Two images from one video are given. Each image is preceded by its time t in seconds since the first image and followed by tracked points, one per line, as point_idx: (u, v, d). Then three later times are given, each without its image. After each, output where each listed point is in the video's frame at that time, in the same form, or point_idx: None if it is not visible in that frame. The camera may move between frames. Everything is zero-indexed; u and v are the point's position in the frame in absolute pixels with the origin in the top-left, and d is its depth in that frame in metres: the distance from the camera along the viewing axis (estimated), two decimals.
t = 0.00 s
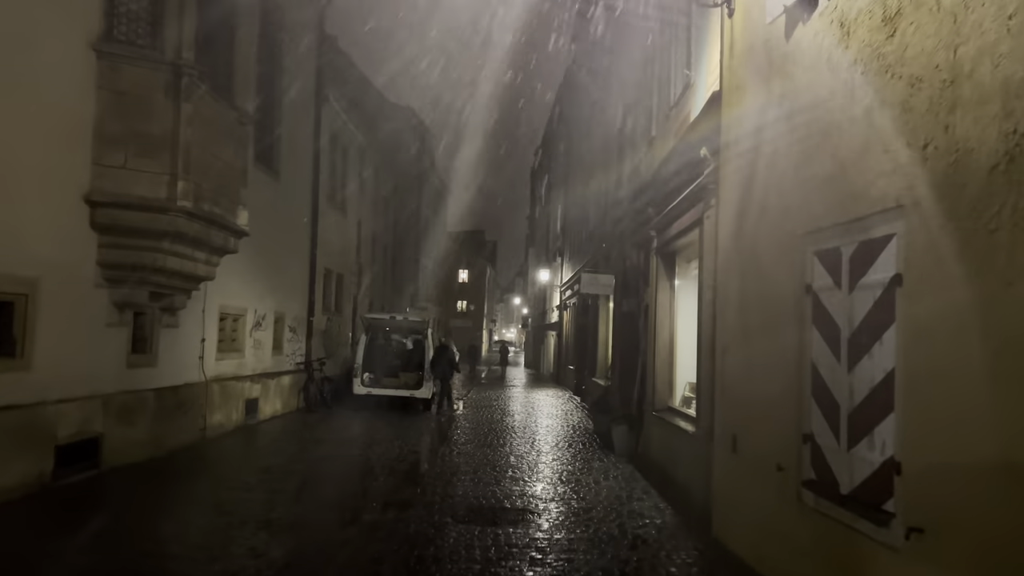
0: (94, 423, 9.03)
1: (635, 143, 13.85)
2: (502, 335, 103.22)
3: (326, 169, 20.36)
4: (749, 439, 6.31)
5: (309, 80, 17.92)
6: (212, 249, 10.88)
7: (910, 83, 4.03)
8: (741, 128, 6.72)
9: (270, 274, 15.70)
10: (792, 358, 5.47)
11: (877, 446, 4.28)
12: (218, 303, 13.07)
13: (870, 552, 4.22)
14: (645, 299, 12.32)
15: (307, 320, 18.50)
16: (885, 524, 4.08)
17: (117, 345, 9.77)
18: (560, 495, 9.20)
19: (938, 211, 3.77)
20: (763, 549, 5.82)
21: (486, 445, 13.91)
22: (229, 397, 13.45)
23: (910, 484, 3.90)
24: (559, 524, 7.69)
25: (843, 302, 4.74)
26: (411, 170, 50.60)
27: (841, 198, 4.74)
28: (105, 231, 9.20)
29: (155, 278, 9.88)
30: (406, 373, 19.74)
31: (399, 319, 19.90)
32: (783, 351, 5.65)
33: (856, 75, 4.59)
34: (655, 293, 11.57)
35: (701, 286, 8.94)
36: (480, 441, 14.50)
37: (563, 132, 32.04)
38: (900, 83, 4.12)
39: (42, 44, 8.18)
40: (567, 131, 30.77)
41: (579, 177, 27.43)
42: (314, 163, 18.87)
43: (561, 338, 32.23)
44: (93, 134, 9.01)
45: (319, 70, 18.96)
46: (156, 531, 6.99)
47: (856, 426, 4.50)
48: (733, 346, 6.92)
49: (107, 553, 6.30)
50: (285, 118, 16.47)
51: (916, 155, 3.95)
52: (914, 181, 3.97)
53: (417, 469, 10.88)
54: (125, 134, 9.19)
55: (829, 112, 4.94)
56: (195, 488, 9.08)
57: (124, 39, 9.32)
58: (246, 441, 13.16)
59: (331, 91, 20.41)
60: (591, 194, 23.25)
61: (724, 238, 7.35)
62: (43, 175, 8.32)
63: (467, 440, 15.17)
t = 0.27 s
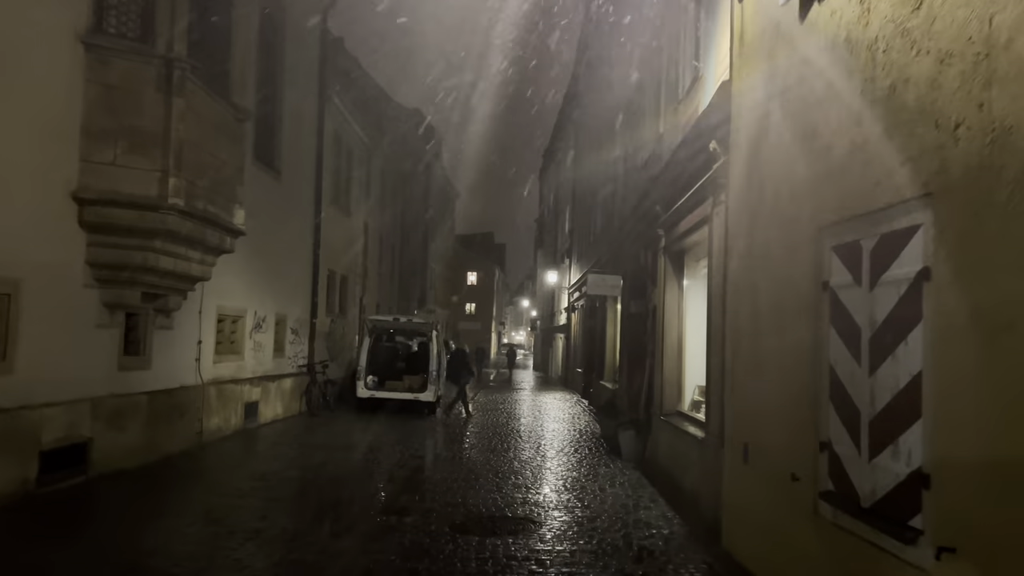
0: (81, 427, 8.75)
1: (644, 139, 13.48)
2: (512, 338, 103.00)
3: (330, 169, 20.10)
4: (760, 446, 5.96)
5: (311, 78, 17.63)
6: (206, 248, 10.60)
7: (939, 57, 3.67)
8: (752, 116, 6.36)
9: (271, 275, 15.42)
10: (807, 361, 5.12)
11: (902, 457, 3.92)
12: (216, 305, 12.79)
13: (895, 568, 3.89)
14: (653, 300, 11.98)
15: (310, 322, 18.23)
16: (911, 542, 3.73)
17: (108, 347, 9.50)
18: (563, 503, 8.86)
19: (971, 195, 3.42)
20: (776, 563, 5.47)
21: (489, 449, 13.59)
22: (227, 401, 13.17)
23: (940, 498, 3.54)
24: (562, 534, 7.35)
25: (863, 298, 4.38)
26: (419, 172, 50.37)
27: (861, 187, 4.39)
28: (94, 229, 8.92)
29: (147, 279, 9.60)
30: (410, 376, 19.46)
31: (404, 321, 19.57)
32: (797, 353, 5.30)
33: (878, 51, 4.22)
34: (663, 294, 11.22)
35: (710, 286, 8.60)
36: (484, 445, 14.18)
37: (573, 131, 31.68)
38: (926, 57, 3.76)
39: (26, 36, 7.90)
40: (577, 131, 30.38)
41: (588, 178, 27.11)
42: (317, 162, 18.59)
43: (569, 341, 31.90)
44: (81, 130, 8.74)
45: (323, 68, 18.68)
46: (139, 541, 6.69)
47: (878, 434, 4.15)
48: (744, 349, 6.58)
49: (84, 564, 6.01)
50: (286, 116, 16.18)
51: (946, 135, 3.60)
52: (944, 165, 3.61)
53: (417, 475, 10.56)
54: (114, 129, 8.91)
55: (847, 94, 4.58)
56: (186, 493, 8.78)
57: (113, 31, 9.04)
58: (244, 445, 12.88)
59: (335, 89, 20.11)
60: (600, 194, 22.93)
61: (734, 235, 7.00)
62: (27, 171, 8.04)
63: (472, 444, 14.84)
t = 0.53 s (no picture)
0: (67, 428, 8.44)
1: (654, 133, 13.10)
2: (520, 339, 102.65)
3: (334, 167, 19.80)
4: (775, 452, 5.59)
5: (313, 73, 17.32)
6: (201, 245, 10.29)
7: (979, 18, 3.29)
8: (766, 99, 5.99)
9: (271, 274, 15.10)
10: (826, 361, 4.74)
11: (935, 465, 3.54)
12: (213, 304, 12.48)
13: None
14: (661, 299, 11.61)
15: (313, 322, 17.92)
16: (946, 559, 3.36)
17: (97, 346, 9.19)
18: (568, 509, 8.49)
19: (1016, 172, 3.04)
20: None
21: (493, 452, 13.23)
22: (225, 402, 12.85)
23: (979, 511, 3.17)
24: (565, 543, 6.98)
25: (889, 291, 4.01)
26: (427, 173, 50.10)
27: (887, 169, 4.01)
28: (81, 224, 8.62)
29: (138, 276, 9.30)
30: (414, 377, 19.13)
31: (408, 321, 19.23)
32: (815, 351, 4.93)
33: (907, 19, 3.84)
34: (672, 292, 10.85)
35: (720, 283, 8.23)
36: (488, 448, 13.83)
37: (582, 130, 31.29)
38: (963, 20, 3.38)
39: (8, 23, 7.59)
40: (586, 129, 29.97)
41: (596, 177, 26.74)
42: (321, 159, 18.28)
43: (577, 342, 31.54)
44: (67, 122, 8.44)
45: (326, 63, 18.36)
46: (119, 549, 6.37)
47: (907, 438, 3.77)
48: (758, 348, 6.19)
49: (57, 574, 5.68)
50: (287, 112, 15.87)
51: (988, 106, 3.21)
52: (984, 139, 3.23)
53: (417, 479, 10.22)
54: (102, 120, 8.59)
55: (872, 69, 4.20)
56: (175, 498, 8.46)
57: (101, 19, 8.72)
58: (242, 447, 12.57)
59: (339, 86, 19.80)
60: (609, 192, 22.55)
61: (746, 227, 6.63)
62: (9, 163, 7.73)
63: (476, 447, 14.49)
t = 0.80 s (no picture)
0: (45, 433, 8.12)
1: (660, 127, 12.69)
2: (530, 341, 102.22)
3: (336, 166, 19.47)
4: (784, 464, 5.17)
5: (313, 70, 16.99)
6: (188, 243, 9.95)
7: None
8: (773, 84, 5.58)
9: (267, 274, 14.76)
10: (839, 366, 4.32)
11: (962, 484, 3.13)
12: (205, 304, 12.15)
13: None
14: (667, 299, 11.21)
15: (313, 324, 17.57)
16: None
17: (77, 349, 8.86)
18: (567, 519, 8.09)
19: None
20: None
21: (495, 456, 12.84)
22: (218, 406, 12.51)
23: (1015, 538, 2.76)
24: (561, 558, 6.57)
25: (908, 286, 3.60)
26: (435, 173, 49.79)
27: (907, 150, 3.59)
28: (58, 220, 8.29)
29: (121, 275, 8.96)
30: (416, 380, 18.76)
31: (410, 323, 18.85)
32: (827, 354, 4.51)
33: None
34: (678, 290, 10.43)
35: (726, 282, 7.82)
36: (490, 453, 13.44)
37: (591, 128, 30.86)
38: None
39: None
40: (594, 127, 29.55)
41: (605, 176, 26.31)
42: (321, 157, 17.94)
43: (585, 344, 31.10)
44: (43, 115, 8.11)
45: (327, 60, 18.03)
46: (85, 563, 6.02)
47: (930, 453, 3.36)
48: (766, 350, 5.78)
49: None
50: (285, 108, 15.54)
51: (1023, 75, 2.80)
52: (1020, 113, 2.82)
53: (411, 485, 9.84)
54: (80, 113, 8.26)
55: (889, 42, 3.79)
56: (156, 506, 8.12)
57: (80, 8, 8.39)
58: (235, 452, 12.22)
59: (341, 83, 19.47)
60: (616, 191, 22.12)
61: (753, 221, 6.22)
62: None
63: (478, 452, 14.10)
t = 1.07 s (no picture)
0: (19, 434, 7.81)
1: (664, 119, 12.32)
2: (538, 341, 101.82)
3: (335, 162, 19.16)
4: (790, 471, 4.79)
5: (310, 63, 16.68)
6: (173, 238, 9.63)
7: None
8: (778, 62, 5.21)
9: (262, 272, 14.45)
10: (849, 364, 3.95)
11: (990, 496, 2.75)
12: (195, 302, 11.83)
13: None
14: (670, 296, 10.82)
15: (311, 323, 17.25)
16: None
17: (56, 346, 8.55)
18: (564, 525, 7.73)
19: None
20: None
21: (494, 458, 12.48)
22: (209, 406, 12.19)
23: None
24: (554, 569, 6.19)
25: (926, 275, 3.22)
26: (440, 172, 49.47)
27: (925, 121, 3.22)
28: (34, 213, 7.98)
29: (101, 271, 8.64)
30: (417, 380, 18.42)
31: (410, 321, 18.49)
32: (835, 351, 4.14)
33: None
34: (681, 287, 10.05)
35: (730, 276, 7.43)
36: (489, 454, 13.07)
37: (597, 125, 30.47)
38: None
39: None
40: (600, 124, 29.15)
41: (610, 174, 25.94)
42: (320, 153, 17.63)
43: (590, 343, 30.70)
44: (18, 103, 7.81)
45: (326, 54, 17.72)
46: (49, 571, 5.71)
47: (952, 461, 2.98)
48: (770, 349, 5.40)
49: None
50: (281, 102, 15.23)
51: None
52: None
53: (403, 488, 9.49)
54: (56, 101, 7.95)
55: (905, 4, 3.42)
56: (135, 510, 7.81)
57: None
58: (226, 453, 11.90)
59: (341, 78, 19.17)
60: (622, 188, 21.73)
61: (757, 211, 5.84)
62: None
63: (477, 454, 13.73)
